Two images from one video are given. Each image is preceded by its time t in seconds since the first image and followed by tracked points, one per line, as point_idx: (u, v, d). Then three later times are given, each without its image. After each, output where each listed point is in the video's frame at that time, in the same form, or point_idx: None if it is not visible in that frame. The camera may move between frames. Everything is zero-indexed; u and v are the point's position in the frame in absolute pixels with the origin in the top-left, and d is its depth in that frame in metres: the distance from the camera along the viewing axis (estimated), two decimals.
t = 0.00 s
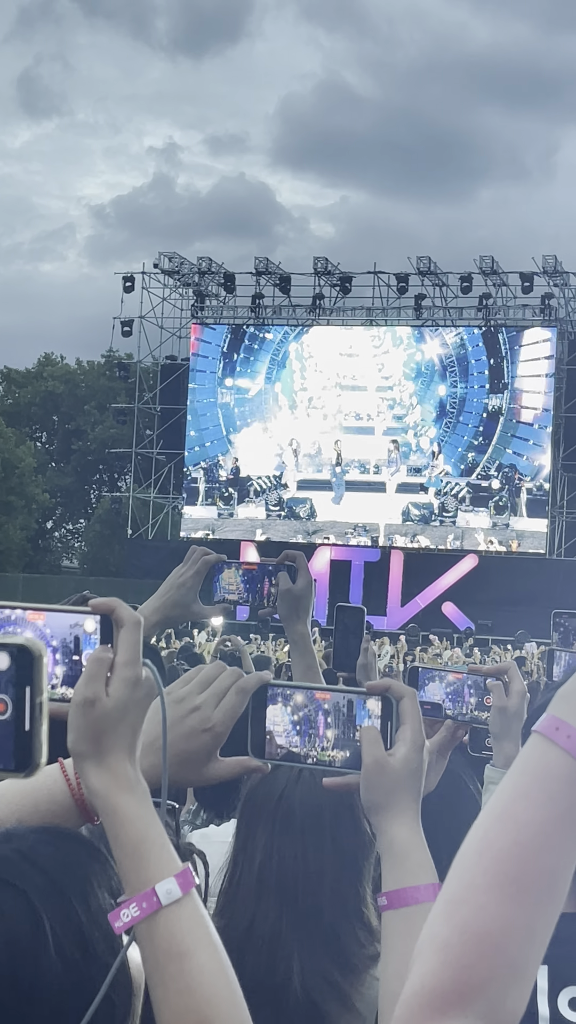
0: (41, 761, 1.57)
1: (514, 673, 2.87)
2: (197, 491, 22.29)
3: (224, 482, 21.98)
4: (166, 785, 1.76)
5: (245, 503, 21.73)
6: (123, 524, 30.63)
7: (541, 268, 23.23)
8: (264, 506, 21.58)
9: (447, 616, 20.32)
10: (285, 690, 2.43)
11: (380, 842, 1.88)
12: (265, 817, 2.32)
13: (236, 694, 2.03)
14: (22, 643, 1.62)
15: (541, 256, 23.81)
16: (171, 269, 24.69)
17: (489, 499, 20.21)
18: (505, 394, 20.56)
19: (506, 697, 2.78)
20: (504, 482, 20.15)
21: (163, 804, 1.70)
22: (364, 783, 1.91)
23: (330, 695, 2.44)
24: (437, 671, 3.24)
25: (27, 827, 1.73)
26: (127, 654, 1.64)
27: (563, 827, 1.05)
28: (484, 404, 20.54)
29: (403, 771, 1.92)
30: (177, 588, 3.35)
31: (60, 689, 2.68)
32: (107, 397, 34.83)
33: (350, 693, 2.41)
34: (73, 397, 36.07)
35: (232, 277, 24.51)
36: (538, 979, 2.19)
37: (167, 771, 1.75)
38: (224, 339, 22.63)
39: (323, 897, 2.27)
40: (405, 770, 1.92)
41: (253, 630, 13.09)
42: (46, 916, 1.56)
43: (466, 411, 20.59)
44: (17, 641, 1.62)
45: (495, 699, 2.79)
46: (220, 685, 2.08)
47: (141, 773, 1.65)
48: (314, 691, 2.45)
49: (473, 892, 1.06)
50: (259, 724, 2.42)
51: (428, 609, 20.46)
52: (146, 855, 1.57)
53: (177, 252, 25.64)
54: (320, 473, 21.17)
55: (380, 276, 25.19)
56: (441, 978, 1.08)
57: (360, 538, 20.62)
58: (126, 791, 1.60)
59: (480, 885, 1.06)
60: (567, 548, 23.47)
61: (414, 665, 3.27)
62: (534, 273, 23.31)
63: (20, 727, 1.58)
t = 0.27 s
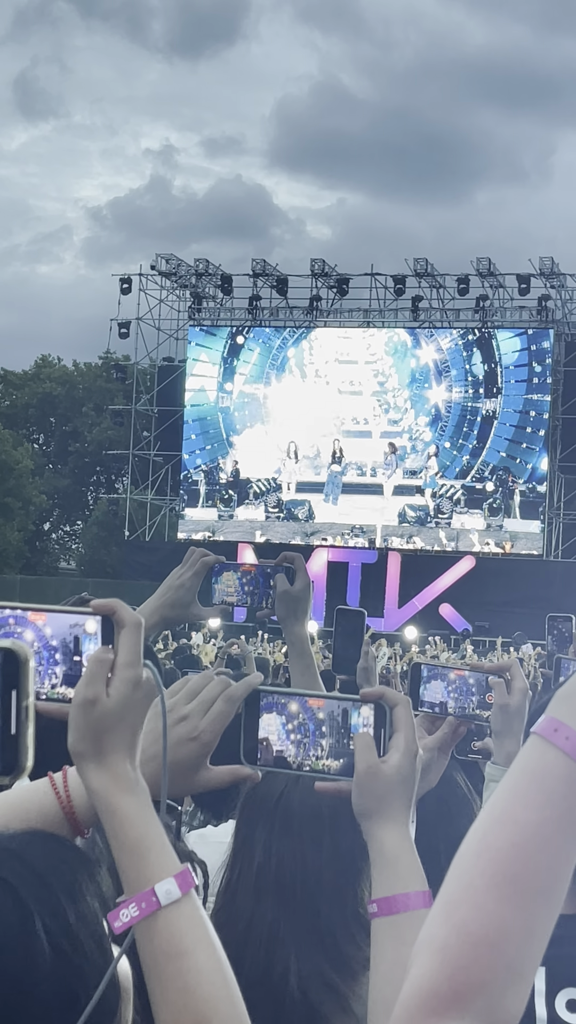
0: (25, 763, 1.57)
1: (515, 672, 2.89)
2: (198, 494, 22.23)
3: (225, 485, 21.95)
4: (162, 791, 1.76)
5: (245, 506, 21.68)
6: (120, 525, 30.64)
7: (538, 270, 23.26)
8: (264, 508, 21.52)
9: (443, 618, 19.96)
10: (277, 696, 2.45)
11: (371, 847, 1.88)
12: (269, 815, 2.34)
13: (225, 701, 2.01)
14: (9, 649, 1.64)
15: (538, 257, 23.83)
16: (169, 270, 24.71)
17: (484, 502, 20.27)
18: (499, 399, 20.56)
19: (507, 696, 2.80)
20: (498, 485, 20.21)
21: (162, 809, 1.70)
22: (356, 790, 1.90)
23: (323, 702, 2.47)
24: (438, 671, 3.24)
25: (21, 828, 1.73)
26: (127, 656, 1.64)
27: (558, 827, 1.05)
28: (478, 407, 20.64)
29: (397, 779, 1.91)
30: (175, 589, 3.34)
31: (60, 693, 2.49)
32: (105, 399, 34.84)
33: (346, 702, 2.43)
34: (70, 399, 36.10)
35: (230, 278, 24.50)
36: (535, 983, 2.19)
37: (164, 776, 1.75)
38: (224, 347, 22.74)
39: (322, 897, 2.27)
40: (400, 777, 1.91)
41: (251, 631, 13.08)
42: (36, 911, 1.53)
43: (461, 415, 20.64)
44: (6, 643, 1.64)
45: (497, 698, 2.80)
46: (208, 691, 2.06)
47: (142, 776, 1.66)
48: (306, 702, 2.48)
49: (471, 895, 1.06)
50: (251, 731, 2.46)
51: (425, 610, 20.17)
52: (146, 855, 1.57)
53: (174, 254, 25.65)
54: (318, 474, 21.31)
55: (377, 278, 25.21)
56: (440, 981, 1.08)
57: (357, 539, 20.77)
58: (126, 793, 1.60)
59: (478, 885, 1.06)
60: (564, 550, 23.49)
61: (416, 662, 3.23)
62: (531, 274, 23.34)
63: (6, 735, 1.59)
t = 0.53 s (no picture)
0: (12, 763, 1.53)
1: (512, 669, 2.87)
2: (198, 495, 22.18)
3: (225, 486, 21.99)
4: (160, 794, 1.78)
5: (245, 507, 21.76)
6: (117, 526, 30.68)
7: (535, 271, 23.29)
8: (262, 508, 21.64)
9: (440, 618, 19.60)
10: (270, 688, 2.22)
11: (365, 849, 1.88)
12: (265, 811, 2.34)
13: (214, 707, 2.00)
14: None
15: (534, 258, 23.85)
16: (165, 272, 24.76)
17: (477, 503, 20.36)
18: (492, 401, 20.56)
19: (505, 694, 2.80)
20: (492, 487, 20.27)
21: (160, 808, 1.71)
22: (351, 792, 1.90)
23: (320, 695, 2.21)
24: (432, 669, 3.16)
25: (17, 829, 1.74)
26: (128, 656, 1.64)
27: (553, 828, 1.05)
28: (472, 412, 20.64)
29: (393, 779, 1.90)
30: (171, 591, 3.35)
31: (62, 695, 2.32)
32: (102, 400, 34.88)
33: (345, 696, 2.18)
34: (67, 401, 36.10)
35: (226, 279, 24.54)
36: (532, 983, 2.19)
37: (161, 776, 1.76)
38: (224, 349, 22.86)
39: (319, 896, 2.27)
40: (396, 778, 1.90)
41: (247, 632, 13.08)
42: (22, 911, 1.56)
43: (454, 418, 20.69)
44: None
45: (492, 695, 2.81)
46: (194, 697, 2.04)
47: (142, 775, 1.66)
48: (305, 694, 2.23)
49: (464, 895, 1.07)
50: (249, 727, 2.25)
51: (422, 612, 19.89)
52: (144, 855, 1.57)
53: (171, 255, 25.70)
54: (315, 473, 21.34)
55: (373, 279, 25.25)
56: (432, 982, 1.09)
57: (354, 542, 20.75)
58: (125, 793, 1.61)
59: (470, 885, 1.07)
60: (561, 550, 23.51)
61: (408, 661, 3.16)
62: (527, 275, 23.36)
63: None
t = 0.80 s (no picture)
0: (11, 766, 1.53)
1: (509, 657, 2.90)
2: (199, 496, 22.31)
3: (224, 488, 22.11)
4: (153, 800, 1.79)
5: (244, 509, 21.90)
6: (114, 527, 30.65)
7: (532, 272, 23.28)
8: (261, 508, 21.73)
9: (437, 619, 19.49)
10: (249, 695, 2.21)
11: (351, 850, 1.89)
12: (258, 808, 2.34)
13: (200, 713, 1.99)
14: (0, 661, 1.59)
15: (532, 260, 23.84)
16: (162, 272, 24.73)
17: (471, 504, 20.58)
18: (486, 405, 20.70)
19: (501, 678, 2.81)
20: (485, 488, 20.46)
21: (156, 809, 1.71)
22: (337, 795, 1.89)
23: (307, 705, 2.18)
24: (428, 656, 3.26)
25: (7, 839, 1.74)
26: (131, 658, 1.64)
27: (546, 829, 1.11)
28: (466, 415, 20.76)
29: (378, 784, 1.90)
30: (170, 593, 3.35)
31: (61, 696, 2.32)
32: (98, 401, 34.86)
33: (333, 704, 2.16)
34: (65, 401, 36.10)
35: (223, 280, 24.52)
36: (529, 985, 2.20)
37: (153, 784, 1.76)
38: (225, 357, 22.71)
39: (317, 891, 2.27)
40: (382, 781, 1.90)
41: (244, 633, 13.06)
42: (7, 927, 1.57)
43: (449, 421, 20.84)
44: None
45: (489, 682, 2.83)
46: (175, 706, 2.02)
47: (143, 776, 1.66)
48: (292, 704, 2.20)
49: (455, 891, 1.12)
50: (230, 736, 2.22)
51: (418, 613, 19.76)
52: (145, 858, 1.58)
53: (168, 256, 25.67)
54: (314, 477, 21.44)
55: (371, 281, 25.22)
56: (423, 981, 1.14)
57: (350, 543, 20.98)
58: (127, 795, 1.61)
59: (459, 884, 1.12)
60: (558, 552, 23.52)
61: (405, 647, 3.26)
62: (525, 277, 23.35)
63: None
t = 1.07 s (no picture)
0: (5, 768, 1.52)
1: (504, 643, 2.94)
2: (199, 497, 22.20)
3: (223, 489, 22.05)
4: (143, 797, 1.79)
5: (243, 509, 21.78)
6: (111, 527, 30.68)
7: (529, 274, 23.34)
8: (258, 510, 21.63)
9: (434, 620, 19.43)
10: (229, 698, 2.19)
11: (333, 846, 1.88)
12: (239, 808, 2.33)
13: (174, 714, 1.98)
14: None
15: (528, 261, 23.89)
16: (159, 273, 24.75)
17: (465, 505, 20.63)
18: (479, 408, 20.83)
19: (499, 666, 2.84)
20: (479, 489, 20.54)
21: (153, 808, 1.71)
22: (316, 789, 1.89)
23: (291, 703, 2.17)
24: (426, 642, 3.31)
25: None
26: (130, 657, 1.64)
27: (543, 827, 1.11)
28: (460, 419, 20.91)
29: (359, 780, 1.89)
30: (167, 594, 3.34)
31: (59, 696, 2.32)
32: (95, 402, 34.88)
33: (318, 703, 2.15)
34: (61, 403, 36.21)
35: (220, 281, 24.55)
36: (527, 985, 2.21)
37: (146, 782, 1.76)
38: (223, 358, 22.90)
39: (301, 888, 2.29)
40: (361, 775, 1.89)
41: (241, 634, 13.07)
42: None
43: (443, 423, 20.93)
44: None
45: (486, 667, 2.84)
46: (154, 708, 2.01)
47: (141, 776, 1.66)
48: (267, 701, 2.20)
49: (451, 891, 1.12)
50: (209, 737, 2.22)
51: (415, 613, 19.69)
52: (146, 858, 1.57)
53: (165, 257, 25.71)
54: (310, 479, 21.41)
55: (367, 282, 25.28)
56: (421, 982, 1.14)
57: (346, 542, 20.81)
58: (128, 794, 1.61)
59: (458, 884, 1.12)
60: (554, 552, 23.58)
61: (403, 633, 3.31)
62: (522, 278, 23.41)
63: None
